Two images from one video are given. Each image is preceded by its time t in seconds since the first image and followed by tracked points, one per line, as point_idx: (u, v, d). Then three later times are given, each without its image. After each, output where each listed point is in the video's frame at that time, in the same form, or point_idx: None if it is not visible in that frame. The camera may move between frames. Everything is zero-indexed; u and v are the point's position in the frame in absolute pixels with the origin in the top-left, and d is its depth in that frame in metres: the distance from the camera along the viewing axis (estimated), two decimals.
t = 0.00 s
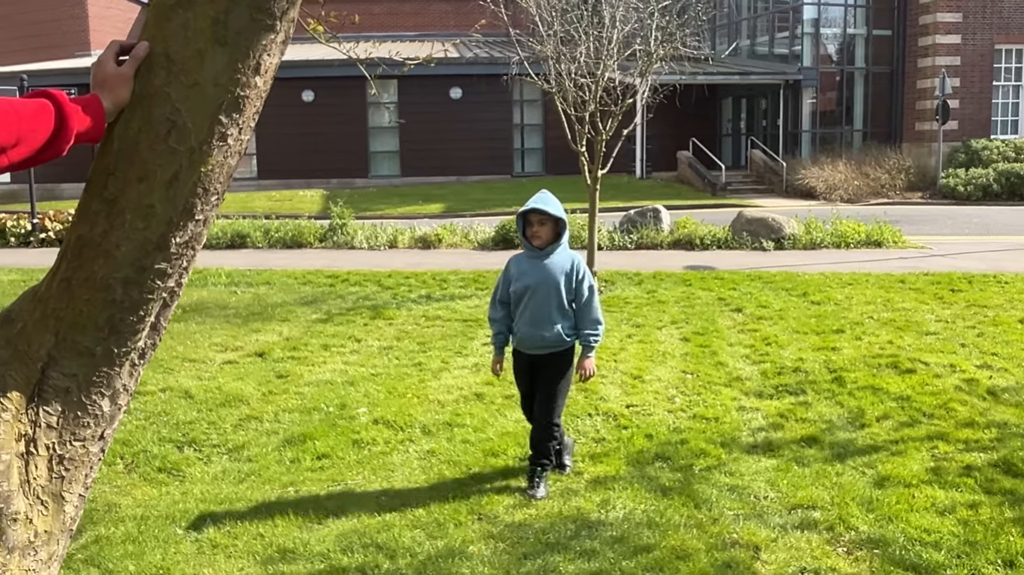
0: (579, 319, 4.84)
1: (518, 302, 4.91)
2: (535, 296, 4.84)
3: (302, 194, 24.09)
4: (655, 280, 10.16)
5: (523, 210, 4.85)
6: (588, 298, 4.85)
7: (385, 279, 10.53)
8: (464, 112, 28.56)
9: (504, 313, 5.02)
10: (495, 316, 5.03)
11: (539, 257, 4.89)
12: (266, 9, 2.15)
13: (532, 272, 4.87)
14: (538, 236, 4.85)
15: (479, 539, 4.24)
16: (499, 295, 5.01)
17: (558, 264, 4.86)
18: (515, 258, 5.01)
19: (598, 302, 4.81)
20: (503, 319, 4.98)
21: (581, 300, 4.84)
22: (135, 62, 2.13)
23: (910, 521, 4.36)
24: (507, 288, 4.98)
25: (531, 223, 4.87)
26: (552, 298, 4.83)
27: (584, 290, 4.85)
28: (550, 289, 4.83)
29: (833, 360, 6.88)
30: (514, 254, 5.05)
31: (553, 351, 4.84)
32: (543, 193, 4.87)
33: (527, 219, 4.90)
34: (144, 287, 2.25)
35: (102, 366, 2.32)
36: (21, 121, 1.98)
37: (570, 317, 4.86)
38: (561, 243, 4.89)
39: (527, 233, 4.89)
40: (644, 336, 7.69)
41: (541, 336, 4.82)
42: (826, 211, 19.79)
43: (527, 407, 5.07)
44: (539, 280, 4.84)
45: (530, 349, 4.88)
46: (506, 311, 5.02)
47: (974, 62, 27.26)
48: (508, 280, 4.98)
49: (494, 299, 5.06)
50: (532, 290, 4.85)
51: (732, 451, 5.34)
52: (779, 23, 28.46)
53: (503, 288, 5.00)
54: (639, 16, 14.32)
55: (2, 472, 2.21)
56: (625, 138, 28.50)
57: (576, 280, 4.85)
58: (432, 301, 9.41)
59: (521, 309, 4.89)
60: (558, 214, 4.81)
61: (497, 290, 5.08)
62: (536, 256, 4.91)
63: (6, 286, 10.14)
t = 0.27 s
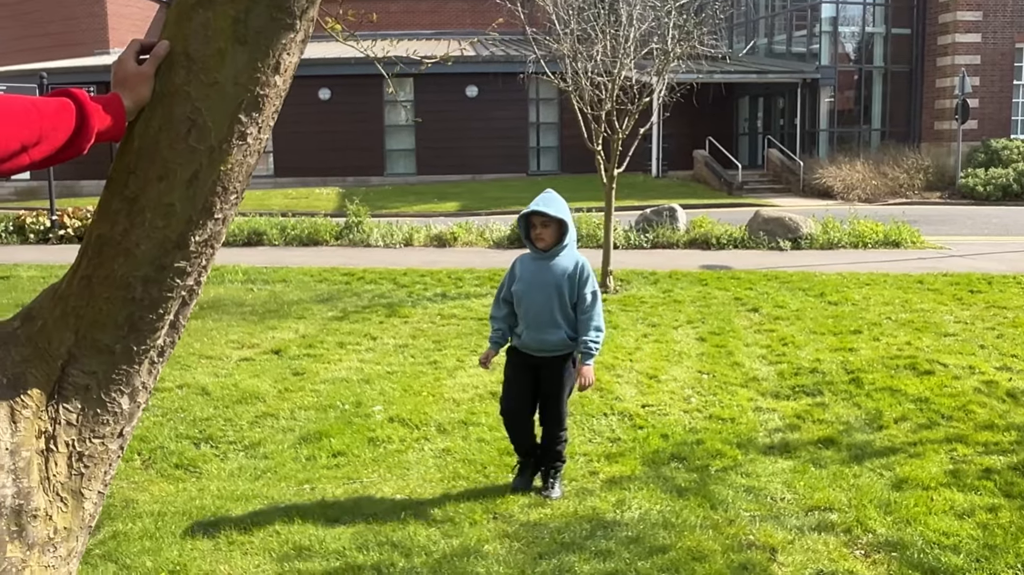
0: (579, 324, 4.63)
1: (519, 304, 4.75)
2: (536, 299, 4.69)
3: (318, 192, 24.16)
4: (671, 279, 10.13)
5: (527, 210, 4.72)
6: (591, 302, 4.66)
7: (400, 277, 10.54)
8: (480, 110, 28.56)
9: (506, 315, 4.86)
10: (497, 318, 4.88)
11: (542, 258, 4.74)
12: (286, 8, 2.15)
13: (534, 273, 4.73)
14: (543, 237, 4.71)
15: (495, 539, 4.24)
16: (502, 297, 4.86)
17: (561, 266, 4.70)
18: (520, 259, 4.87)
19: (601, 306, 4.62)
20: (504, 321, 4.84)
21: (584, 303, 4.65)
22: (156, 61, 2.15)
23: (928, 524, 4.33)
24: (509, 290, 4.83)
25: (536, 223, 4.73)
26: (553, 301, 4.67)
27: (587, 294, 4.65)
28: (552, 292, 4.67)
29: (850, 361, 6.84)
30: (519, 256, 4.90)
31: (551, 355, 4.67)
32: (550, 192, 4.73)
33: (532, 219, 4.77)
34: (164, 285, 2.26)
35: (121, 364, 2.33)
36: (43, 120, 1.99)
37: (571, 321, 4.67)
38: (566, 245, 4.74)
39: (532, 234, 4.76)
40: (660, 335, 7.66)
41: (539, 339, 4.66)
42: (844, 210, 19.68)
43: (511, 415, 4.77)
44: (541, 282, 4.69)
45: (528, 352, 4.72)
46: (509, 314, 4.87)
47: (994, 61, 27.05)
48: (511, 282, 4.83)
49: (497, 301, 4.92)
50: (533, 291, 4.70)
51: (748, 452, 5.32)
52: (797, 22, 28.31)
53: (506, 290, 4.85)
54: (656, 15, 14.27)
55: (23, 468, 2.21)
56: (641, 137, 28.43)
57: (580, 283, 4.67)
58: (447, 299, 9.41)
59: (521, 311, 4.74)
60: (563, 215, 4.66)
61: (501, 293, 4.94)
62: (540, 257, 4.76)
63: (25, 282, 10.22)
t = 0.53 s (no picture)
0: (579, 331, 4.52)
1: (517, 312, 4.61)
2: (536, 307, 4.55)
3: (334, 190, 24.25)
4: (687, 278, 10.09)
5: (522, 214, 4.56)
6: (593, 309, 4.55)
7: (416, 275, 10.55)
8: (496, 108, 28.54)
9: (503, 323, 4.72)
10: (494, 327, 4.73)
11: (539, 264, 4.59)
12: (305, 5, 2.17)
13: (532, 280, 4.58)
14: (540, 242, 4.57)
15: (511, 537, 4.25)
16: (498, 304, 4.71)
17: (560, 272, 4.56)
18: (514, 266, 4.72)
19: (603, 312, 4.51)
20: (501, 328, 4.71)
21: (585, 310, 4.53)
22: (176, 59, 2.17)
23: (948, 525, 4.30)
24: (506, 297, 4.67)
25: (532, 227, 4.59)
26: (553, 308, 4.53)
27: (588, 301, 4.54)
28: (551, 299, 4.54)
29: (868, 361, 6.80)
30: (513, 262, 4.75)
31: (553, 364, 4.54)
32: (545, 195, 4.59)
33: (527, 223, 4.62)
34: (183, 282, 2.28)
35: (141, 360, 2.35)
36: (63, 117, 1.99)
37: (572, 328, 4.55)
38: (564, 250, 4.60)
39: (528, 239, 4.61)
40: (676, 334, 7.62)
41: (541, 349, 4.53)
42: (862, 209, 19.54)
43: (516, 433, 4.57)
44: (540, 289, 4.55)
45: (528, 362, 4.58)
46: (505, 322, 4.72)
47: (1015, 58, 26.82)
48: (507, 289, 4.68)
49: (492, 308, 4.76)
50: (532, 299, 4.56)
51: (765, 452, 5.31)
52: (815, 19, 28.15)
53: (501, 298, 4.70)
54: (673, 12, 14.21)
55: (44, 463, 2.26)
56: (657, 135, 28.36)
57: (579, 289, 4.55)
58: (463, 298, 9.42)
59: (520, 320, 4.60)
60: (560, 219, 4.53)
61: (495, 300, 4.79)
62: (537, 262, 4.61)
63: (44, 279, 10.30)
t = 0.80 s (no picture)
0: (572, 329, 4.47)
1: (505, 314, 4.54)
2: (525, 307, 4.49)
3: (350, 188, 24.32)
4: (704, 276, 10.06)
5: (507, 212, 4.49)
6: (583, 306, 4.51)
7: (431, 273, 10.56)
8: (511, 106, 28.53)
9: (491, 326, 4.65)
10: (481, 330, 4.66)
11: (526, 264, 4.53)
12: (326, 7, 2.19)
13: (519, 280, 4.52)
14: (525, 241, 4.51)
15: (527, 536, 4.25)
16: (484, 306, 4.64)
17: (548, 270, 4.51)
18: (499, 266, 4.65)
19: (594, 308, 4.49)
20: (490, 331, 4.65)
21: (575, 307, 4.50)
22: (197, 62, 2.20)
23: (968, 527, 4.27)
24: (492, 299, 4.60)
25: (517, 226, 4.52)
26: (543, 308, 4.48)
27: (579, 297, 4.50)
28: (540, 299, 4.48)
29: (887, 361, 6.76)
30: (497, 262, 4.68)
31: (546, 365, 4.50)
32: (529, 192, 4.52)
33: (511, 222, 4.55)
34: (204, 284, 2.33)
35: (163, 361, 2.41)
36: (87, 120, 2.03)
37: (563, 327, 4.51)
38: (550, 247, 4.55)
39: (513, 238, 4.54)
40: (692, 334, 7.59)
41: (532, 350, 4.47)
42: (880, 207, 19.42)
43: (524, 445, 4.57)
44: (528, 289, 4.49)
45: (522, 364, 4.52)
46: (492, 324, 4.66)
47: None
48: (492, 291, 4.60)
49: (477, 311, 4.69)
50: (520, 300, 4.50)
51: (783, 453, 5.31)
52: (832, 16, 27.99)
53: (487, 300, 4.63)
54: (690, 10, 14.15)
55: (67, 464, 2.39)
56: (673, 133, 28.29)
57: (569, 287, 4.51)
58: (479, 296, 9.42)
59: (509, 321, 4.53)
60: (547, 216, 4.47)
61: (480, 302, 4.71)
62: (523, 262, 4.55)
63: (64, 277, 10.38)
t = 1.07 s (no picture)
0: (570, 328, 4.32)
1: (501, 315, 4.37)
2: (522, 307, 4.33)
3: (362, 184, 24.36)
4: (716, 273, 10.03)
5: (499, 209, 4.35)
6: (580, 303, 4.37)
7: (443, 270, 10.57)
8: (523, 102, 28.51)
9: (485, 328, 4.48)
10: (475, 333, 4.50)
11: (520, 262, 4.38)
12: (336, 6, 2.22)
13: (513, 279, 4.36)
14: (520, 239, 4.35)
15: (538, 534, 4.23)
16: (478, 308, 4.47)
17: (543, 268, 4.36)
18: (491, 266, 4.49)
19: (592, 305, 4.35)
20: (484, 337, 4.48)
21: (573, 305, 4.36)
22: (208, 59, 2.23)
23: (982, 526, 4.24)
24: (486, 300, 4.44)
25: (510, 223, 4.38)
26: (540, 306, 4.32)
27: (575, 296, 4.37)
28: (537, 297, 4.32)
29: (901, 358, 6.72)
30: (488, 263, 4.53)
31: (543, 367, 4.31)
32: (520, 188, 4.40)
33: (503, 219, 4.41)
34: (216, 280, 2.35)
35: (174, 357, 2.43)
36: (96, 117, 2.05)
37: (561, 325, 4.35)
38: (544, 245, 4.42)
39: (506, 235, 4.39)
40: (704, 330, 7.56)
41: (530, 352, 4.28)
42: (894, 203, 19.32)
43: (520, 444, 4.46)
44: (524, 287, 4.33)
45: (519, 367, 4.32)
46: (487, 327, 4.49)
47: None
48: (486, 291, 4.44)
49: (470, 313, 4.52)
50: (516, 299, 4.34)
51: (796, 450, 5.29)
52: (846, 11, 27.84)
53: (481, 301, 4.46)
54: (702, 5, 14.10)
55: (79, 459, 2.41)
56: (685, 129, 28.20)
57: (565, 283, 4.36)
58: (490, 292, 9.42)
59: (505, 322, 4.37)
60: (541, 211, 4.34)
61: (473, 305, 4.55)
62: (517, 262, 4.39)
63: (79, 273, 10.44)
